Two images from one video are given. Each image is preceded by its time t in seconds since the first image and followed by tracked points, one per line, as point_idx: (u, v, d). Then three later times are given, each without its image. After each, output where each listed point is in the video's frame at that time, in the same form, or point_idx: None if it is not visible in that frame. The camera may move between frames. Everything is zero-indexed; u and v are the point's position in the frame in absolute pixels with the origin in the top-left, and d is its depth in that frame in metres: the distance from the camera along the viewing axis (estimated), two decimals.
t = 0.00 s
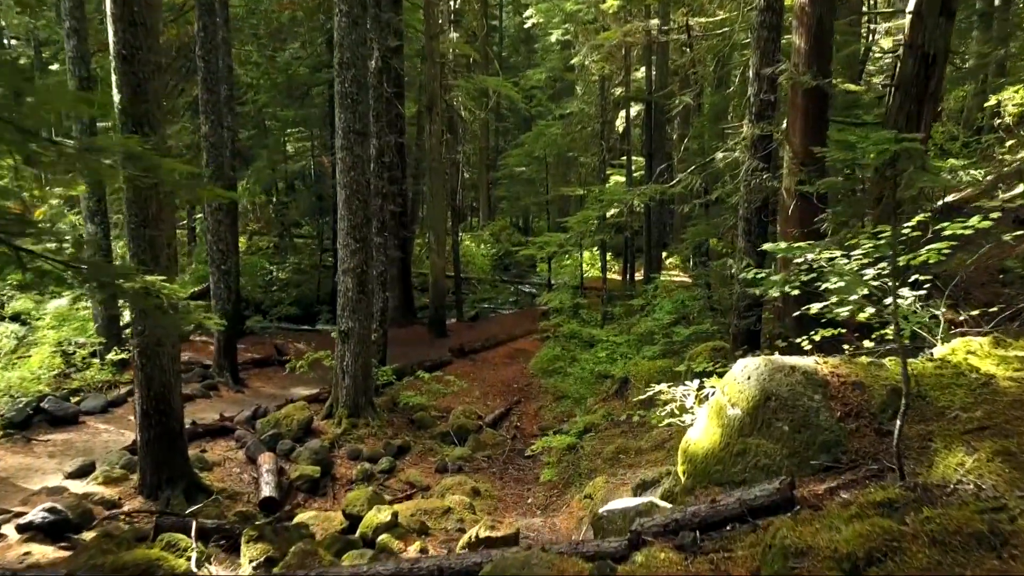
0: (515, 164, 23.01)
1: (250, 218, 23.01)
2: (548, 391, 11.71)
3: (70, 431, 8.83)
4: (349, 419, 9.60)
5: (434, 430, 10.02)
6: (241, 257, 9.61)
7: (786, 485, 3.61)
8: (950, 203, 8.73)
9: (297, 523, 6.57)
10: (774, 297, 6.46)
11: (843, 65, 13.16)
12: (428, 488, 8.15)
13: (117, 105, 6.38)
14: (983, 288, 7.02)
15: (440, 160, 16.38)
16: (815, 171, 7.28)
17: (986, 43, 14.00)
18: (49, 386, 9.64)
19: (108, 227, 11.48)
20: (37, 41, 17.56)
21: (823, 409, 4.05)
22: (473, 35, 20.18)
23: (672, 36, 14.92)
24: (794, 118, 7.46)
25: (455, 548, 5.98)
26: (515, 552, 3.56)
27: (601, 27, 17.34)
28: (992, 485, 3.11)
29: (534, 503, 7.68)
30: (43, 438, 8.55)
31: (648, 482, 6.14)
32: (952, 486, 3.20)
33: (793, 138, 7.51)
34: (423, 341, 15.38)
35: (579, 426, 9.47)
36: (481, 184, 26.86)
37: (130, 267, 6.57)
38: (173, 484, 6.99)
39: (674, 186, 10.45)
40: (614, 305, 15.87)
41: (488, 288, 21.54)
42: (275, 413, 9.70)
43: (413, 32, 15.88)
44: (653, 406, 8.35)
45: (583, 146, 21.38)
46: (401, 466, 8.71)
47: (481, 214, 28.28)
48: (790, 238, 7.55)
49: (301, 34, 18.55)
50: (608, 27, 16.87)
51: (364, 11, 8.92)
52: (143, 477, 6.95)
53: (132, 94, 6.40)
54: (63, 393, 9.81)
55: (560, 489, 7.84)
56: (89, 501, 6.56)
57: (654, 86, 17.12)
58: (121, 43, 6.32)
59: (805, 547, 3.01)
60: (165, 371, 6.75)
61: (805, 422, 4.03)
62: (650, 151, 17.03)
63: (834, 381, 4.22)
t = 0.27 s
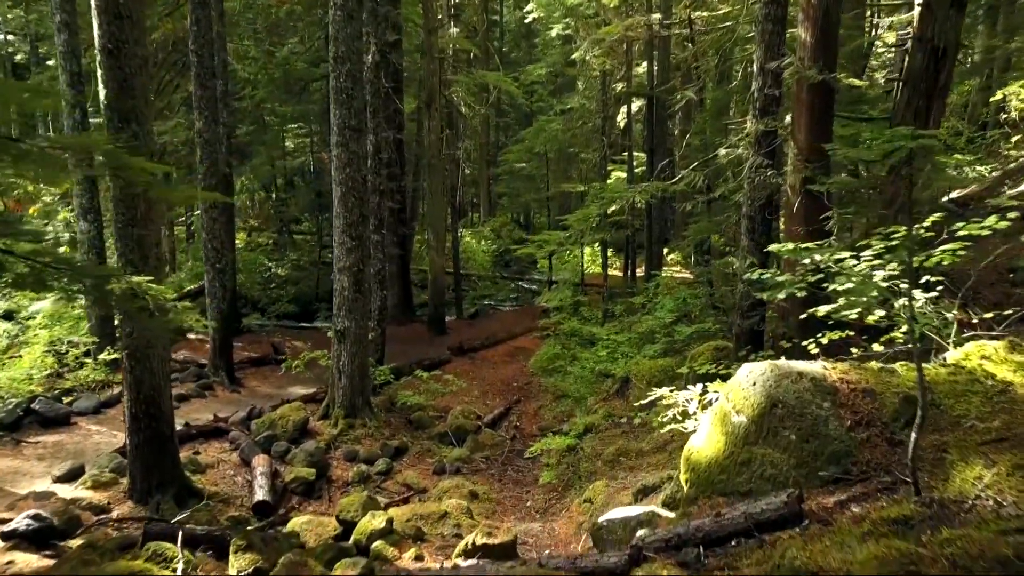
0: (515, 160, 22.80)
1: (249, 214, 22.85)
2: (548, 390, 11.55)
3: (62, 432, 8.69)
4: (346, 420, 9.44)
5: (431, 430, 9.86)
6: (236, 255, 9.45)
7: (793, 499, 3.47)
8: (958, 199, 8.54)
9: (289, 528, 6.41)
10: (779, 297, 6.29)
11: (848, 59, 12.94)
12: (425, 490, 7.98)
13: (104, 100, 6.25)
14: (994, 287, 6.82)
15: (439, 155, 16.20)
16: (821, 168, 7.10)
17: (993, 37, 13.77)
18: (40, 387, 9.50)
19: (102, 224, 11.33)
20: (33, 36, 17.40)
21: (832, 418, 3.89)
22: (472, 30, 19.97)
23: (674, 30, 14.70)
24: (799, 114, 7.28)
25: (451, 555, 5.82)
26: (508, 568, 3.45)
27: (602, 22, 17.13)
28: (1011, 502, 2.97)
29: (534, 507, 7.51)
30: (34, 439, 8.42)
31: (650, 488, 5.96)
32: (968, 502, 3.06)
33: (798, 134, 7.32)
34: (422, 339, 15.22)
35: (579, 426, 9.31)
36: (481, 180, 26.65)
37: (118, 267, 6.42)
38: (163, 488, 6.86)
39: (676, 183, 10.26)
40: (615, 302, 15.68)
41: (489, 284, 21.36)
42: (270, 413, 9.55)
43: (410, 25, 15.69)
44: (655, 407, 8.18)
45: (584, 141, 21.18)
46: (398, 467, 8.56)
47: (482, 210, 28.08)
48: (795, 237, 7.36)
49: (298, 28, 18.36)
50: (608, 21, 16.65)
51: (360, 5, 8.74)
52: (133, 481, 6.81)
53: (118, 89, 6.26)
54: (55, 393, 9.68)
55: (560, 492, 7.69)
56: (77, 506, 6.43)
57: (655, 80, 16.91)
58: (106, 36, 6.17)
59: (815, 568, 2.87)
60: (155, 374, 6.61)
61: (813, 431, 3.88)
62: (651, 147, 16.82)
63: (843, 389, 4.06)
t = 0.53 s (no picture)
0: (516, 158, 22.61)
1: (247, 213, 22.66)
2: (548, 392, 11.39)
3: (53, 436, 8.52)
4: (342, 424, 9.28)
5: (429, 434, 9.69)
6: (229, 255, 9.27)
7: (803, 517, 3.31)
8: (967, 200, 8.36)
9: (279, 538, 6.23)
10: (784, 301, 6.11)
11: (852, 56, 12.74)
12: (422, 497, 7.81)
13: (91, 97, 6.06)
14: (1005, 292, 6.65)
15: (438, 154, 16.02)
16: (827, 168, 6.92)
17: (999, 35, 13.56)
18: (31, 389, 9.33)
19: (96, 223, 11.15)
20: (28, 33, 17.22)
21: (843, 431, 3.73)
22: (472, 27, 19.76)
23: (676, 27, 14.50)
24: (805, 113, 7.09)
25: (447, 566, 5.65)
26: None
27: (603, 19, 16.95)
28: None
29: (532, 515, 7.34)
30: (24, 443, 8.25)
31: (651, 498, 5.79)
32: (990, 527, 2.90)
33: (803, 133, 7.15)
34: (421, 340, 15.05)
35: (578, 430, 9.13)
36: (481, 178, 26.45)
37: (105, 269, 6.24)
38: (154, 495, 6.68)
39: (679, 183, 10.08)
40: (615, 303, 15.50)
41: (489, 284, 21.19)
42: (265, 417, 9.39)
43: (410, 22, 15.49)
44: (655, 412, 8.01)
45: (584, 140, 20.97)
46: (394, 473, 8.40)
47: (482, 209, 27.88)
48: (800, 239, 7.19)
49: (296, 25, 18.18)
50: (610, 18, 16.45)
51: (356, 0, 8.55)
52: (122, 488, 6.64)
53: (106, 86, 6.07)
54: (46, 395, 9.51)
55: (559, 499, 7.52)
56: (64, 515, 6.27)
57: (657, 78, 16.71)
58: (94, 32, 5.97)
59: None
60: (144, 378, 6.43)
61: (823, 445, 3.72)
62: (653, 145, 16.62)
63: (854, 400, 3.88)
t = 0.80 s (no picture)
0: (515, 158, 22.43)
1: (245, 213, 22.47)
2: (547, 396, 11.22)
3: (42, 442, 8.33)
4: (337, 429, 9.12)
5: (425, 439, 9.54)
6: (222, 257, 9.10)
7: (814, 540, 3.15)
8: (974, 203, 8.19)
9: (270, 550, 6.08)
10: (789, 307, 5.94)
11: (856, 55, 12.56)
12: (418, 505, 7.65)
13: (78, 96, 5.87)
14: (1014, 297, 6.49)
15: (436, 154, 15.85)
16: (833, 168, 6.76)
17: (1004, 34, 13.38)
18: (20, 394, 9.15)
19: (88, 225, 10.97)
20: (23, 31, 17.01)
21: (853, 447, 3.57)
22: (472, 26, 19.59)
23: (678, 26, 14.31)
24: (811, 113, 6.91)
25: None
26: None
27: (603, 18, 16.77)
28: None
29: (530, 524, 7.17)
30: (12, 450, 8.07)
31: (652, 509, 5.61)
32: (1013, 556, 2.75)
33: (808, 132, 6.98)
34: (418, 343, 14.88)
35: (578, 436, 8.96)
36: (481, 178, 26.25)
37: (92, 273, 6.06)
38: (142, 505, 6.50)
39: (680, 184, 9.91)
40: (615, 305, 15.34)
41: (488, 285, 21.03)
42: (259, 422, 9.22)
43: (408, 21, 15.30)
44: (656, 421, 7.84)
45: (585, 140, 20.80)
46: (390, 481, 8.24)
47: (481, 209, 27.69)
48: (805, 241, 7.03)
49: (294, 24, 18.00)
50: (610, 17, 16.27)
51: None
52: (110, 497, 6.47)
53: (93, 85, 5.87)
54: (37, 400, 9.34)
55: (557, 508, 7.36)
56: (49, 526, 6.09)
57: (659, 77, 16.52)
58: (80, 30, 5.76)
59: None
60: (132, 385, 6.25)
61: (832, 461, 3.56)
62: (654, 145, 16.44)
63: (865, 413, 3.70)
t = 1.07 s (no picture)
0: (515, 159, 22.28)
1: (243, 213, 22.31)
2: (546, 401, 11.05)
3: (30, 449, 8.17)
4: (331, 436, 8.94)
5: (422, 445, 9.37)
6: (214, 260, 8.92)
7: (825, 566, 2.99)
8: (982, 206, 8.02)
9: (260, 562, 5.89)
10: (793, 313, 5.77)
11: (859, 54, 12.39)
12: (413, 514, 7.47)
13: (61, 96, 5.70)
14: None
15: (434, 154, 15.68)
16: (839, 170, 6.59)
17: (1009, 32, 13.21)
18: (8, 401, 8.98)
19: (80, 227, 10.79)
20: (17, 30, 16.85)
21: (866, 465, 3.42)
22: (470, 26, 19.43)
23: (679, 25, 14.15)
24: (816, 113, 6.74)
25: None
26: None
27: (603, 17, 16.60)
28: None
29: (527, 534, 7.01)
30: None
31: (654, 522, 5.41)
32: None
33: (813, 133, 6.81)
34: (416, 345, 14.71)
35: (577, 442, 8.80)
36: (481, 178, 26.08)
37: (76, 279, 5.90)
38: (129, 516, 6.33)
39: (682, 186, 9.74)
40: (616, 307, 15.17)
41: (488, 287, 20.88)
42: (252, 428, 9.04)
43: (406, 20, 15.12)
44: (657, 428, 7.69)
45: (585, 140, 20.63)
46: (385, 489, 8.07)
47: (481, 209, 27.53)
48: (810, 245, 6.87)
49: (291, 24, 17.83)
50: (610, 16, 16.10)
51: None
52: (95, 509, 6.29)
53: (76, 84, 5.70)
54: (26, 406, 9.17)
55: (555, 517, 7.19)
56: (33, 539, 5.92)
57: (659, 77, 16.36)
58: (63, 27, 5.59)
59: None
60: (118, 392, 6.09)
61: (844, 480, 3.40)
62: (654, 146, 16.28)
63: (877, 429, 3.55)
